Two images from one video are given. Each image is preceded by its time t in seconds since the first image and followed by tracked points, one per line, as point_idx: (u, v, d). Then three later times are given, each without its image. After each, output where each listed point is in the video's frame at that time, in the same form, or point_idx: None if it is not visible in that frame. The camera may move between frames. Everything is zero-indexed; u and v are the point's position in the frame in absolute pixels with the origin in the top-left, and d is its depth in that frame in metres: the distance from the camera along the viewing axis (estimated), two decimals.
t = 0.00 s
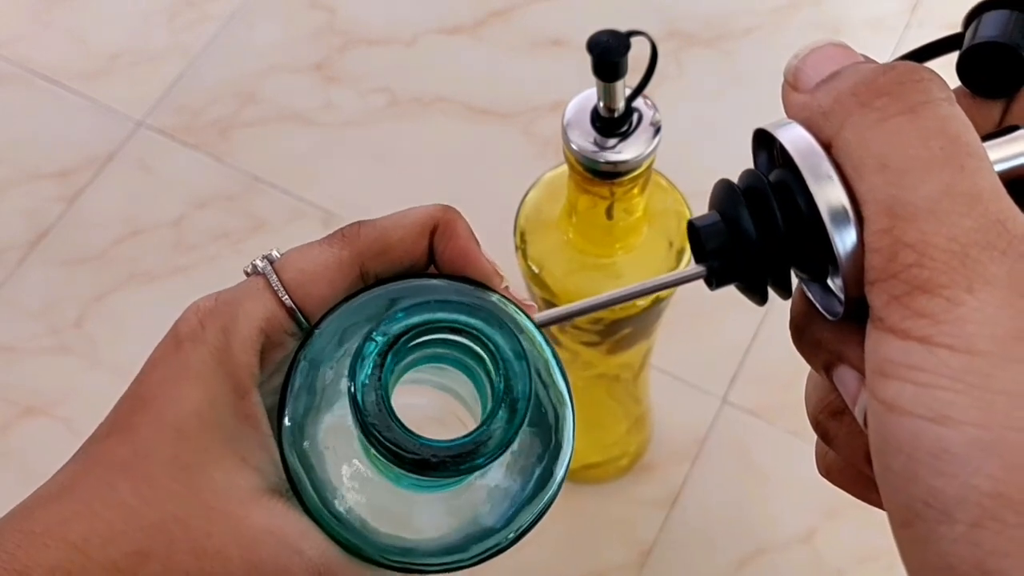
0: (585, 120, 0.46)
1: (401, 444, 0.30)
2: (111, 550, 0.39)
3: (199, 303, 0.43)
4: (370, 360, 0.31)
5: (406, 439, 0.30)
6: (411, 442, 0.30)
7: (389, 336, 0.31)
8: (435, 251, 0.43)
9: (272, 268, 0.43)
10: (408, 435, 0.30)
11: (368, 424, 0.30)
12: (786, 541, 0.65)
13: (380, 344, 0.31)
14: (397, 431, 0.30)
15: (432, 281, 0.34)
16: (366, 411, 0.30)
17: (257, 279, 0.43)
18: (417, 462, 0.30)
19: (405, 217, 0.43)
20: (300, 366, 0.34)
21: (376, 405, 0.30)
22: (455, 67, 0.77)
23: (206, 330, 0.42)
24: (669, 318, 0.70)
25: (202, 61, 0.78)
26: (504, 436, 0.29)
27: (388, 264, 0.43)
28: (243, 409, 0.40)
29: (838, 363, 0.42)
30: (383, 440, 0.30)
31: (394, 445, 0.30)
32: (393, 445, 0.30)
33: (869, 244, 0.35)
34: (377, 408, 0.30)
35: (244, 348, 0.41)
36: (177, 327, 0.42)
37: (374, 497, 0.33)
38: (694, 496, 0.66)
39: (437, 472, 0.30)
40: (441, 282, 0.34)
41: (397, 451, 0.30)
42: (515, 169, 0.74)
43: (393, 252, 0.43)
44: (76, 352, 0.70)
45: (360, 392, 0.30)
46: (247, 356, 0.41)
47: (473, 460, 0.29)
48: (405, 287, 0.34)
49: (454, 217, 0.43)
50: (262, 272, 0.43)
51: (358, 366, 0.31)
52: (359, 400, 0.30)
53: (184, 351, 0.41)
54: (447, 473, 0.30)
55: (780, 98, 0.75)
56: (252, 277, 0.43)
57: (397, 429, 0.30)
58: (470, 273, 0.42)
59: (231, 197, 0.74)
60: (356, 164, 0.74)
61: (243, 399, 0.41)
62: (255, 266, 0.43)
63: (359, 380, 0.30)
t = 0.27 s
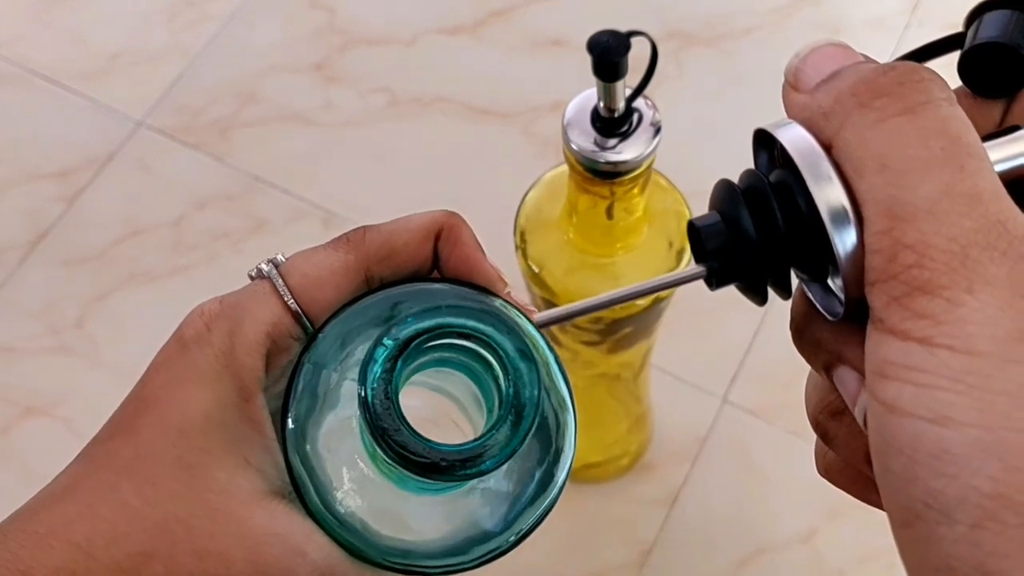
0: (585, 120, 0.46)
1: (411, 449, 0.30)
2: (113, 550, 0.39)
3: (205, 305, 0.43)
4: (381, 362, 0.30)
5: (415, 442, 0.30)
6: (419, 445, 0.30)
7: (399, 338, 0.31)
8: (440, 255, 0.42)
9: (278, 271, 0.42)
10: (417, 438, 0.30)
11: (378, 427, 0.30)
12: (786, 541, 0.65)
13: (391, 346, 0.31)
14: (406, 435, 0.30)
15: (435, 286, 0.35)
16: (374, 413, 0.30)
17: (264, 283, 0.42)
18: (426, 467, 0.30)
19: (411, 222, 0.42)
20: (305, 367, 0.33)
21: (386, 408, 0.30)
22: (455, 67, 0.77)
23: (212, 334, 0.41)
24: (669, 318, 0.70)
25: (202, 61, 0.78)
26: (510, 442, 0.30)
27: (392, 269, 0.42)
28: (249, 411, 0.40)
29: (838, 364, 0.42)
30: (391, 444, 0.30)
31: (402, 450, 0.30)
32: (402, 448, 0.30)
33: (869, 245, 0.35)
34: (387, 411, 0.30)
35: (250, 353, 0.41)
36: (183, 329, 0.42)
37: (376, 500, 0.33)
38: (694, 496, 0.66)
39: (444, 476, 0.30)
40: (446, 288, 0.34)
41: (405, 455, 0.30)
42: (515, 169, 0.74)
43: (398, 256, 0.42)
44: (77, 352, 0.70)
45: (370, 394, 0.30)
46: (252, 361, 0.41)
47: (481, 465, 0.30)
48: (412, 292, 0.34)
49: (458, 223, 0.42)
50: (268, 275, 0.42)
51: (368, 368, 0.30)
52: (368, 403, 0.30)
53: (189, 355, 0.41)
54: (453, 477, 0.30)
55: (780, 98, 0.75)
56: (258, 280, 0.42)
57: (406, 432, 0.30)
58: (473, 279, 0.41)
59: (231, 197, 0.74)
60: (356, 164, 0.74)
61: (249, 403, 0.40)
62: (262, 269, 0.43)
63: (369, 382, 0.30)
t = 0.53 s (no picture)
0: (585, 120, 0.46)
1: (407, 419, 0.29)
2: (116, 547, 0.38)
3: (192, 297, 0.43)
4: (373, 335, 0.30)
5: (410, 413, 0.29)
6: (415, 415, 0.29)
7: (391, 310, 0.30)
8: (429, 241, 0.42)
9: (267, 260, 0.43)
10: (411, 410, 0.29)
11: (371, 400, 0.29)
12: (788, 541, 0.65)
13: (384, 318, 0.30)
14: (399, 406, 0.29)
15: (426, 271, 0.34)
16: (368, 387, 0.29)
17: (255, 271, 0.43)
18: (423, 437, 0.29)
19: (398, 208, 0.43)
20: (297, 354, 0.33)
21: (378, 379, 0.29)
22: (455, 67, 0.77)
23: (204, 325, 0.42)
24: (670, 317, 0.70)
25: (202, 61, 0.78)
26: (504, 411, 0.29)
27: (380, 252, 0.42)
28: (244, 402, 0.40)
29: (845, 361, 0.42)
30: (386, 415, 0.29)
31: (396, 422, 0.29)
32: (397, 421, 0.29)
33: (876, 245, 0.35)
34: (380, 382, 0.29)
35: (241, 340, 0.41)
36: (171, 323, 0.43)
37: (374, 484, 0.32)
38: (695, 495, 0.66)
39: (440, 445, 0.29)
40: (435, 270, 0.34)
41: (401, 426, 0.29)
42: (516, 169, 0.74)
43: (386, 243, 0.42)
44: (77, 351, 0.70)
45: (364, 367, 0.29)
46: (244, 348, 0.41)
47: (479, 432, 0.29)
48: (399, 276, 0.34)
49: (445, 208, 0.43)
50: (258, 264, 0.43)
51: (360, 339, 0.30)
52: (361, 376, 0.29)
53: (180, 348, 0.41)
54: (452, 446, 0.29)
55: (780, 98, 0.75)
56: (248, 270, 0.43)
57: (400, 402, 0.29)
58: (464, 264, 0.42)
59: (231, 197, 0.74)
60: (357, 164, 0.74)
61: (244, 393, 0.40)
62: (252, 260, 0.44)
63: (362, 354, 0.29)
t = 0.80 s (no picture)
0: (585, 120, 0.46)
1: (399, 386, 0.29)
2: (112, 548, 0.39)
3: (175, 298, 0.43)
4: (362, 308, 0.31)
5: (401, 379, 0.29)
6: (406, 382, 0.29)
7: (379, 286, 0.31)
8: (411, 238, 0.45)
9: (247, 252, 0.45)
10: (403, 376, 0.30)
11: (365, 371, 0.30)
12: (787, 542, 0.65)
13: (371, 294, 0.31)
14: (391, 373, 0.30)
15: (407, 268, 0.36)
16: (361, 358, 0.30)
17: (235, 264, 0.44)
18: (415, 402, 0.29)
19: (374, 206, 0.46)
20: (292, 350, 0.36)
21: (370, 350, 0.30)
22: (455, 67, 0.77)
23: (194, 316, 0.42)
24: (669, 318, 0.70)
25: (202, 61, 0.78)
26: (496, 370, 0.30)
27: (357, 244, 0.45)
28: (237, 391, 0.41)
29: (841, 365, 0.42)
30: (379, 382, 0.30)
31: (388, 390, 0.29)
32: (389, 388, 0.29)
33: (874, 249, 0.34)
34: (371, 353, 0.30)
35: (230, 329, 0.42)
36: (156, 324, 0.42)
37: (369, 473, 0.34)
38: (694, 496, 0.66)
39: (432, 409, 0.29)
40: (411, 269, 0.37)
41: (393, 393, 0.29)
42: (515, 169, 0.74)
43: (369, 233, 0.45)
44: (76, 352, 0.70)
45: (356, 340, 0.30)
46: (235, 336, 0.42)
47: (470, 394, 0.29)
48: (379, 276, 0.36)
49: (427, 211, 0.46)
50: (239, 257, 0.44)
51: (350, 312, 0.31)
52: (354, 348, 0.30)
53: (171, 343, 0.41)
54: (445, 411, 0.29)
55: (780, 99, 0.75)
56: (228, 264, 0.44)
57: (392, 369, 0.30)
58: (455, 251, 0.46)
59: (231, 197, 0.74)
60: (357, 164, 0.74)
61: (236, 381, 0.41)
62: (230, 255, 0.45)
63: (352, 327, 0.30)
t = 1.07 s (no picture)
0: (585, 120, 0.46)
1: (383, 376, 0.30)
2: (104, 547, 0.39)
3: (162, 295, 0.44)
4: (346, 299, 0.31)
5: (386, 369, 0.30)
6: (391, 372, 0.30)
7: (362, 276, 0.32)
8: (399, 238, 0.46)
9: (232, 246, 0.45)
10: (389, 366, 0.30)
11: (350, 361, 0.30)
12: (788, 540, 0.65)
13: (355, 283, 0.32)
14: (377, 362, 0.30)
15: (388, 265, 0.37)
16: (346, 349, 0.30)
17: (221, 258, 0.45)
18: (401, 391, 0.30)
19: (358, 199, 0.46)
20: (280, 346, 0.37)
21: (354, 340, 0.30)
22: (454, 67, 0.77)
23: (180, 313, 0.43)
24: (670, 317, 0.70)
25: (202, 61, 0.78)
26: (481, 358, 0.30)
27: (340, 235, 0.46)
28: (224, 387, 0.41)
29: (849, 360, 0.42)
30: (365, 372, 0.30)
31: (374, 380, 0.30)
32: (375, 377, 0.30)
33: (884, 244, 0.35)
34: (356, 343, 0.30)
35: (217, 325, 0.43)
36: (144, 322, 0.43)
37: (357, 465, 0.36)
38: (695, 495, 0.66)
39: (418, 399, 0.30)
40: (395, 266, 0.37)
41: (379, 381, 0.30)
42: (516, 168, 0.74)
43: (353, 224, 0.45)
44: (77, 351, 0.70)
45: (341, 330, 0.31)
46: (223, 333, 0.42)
47: (455, 382, 0.30)
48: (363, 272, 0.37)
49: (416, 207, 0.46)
50: (223, 252, 0.45)
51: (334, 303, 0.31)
52: (339, 338, 0.31)
53: (159, 341, 0.42)
54: (431, 400, 0.30)
55: (781, 98, 0.75)
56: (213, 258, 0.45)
57: (377, 359, 0.30)
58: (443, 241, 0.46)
59: (231, 197, 0.74)
60: (357, 164, 0.74)
61: (223, 377, 0.41)
62: (215, 250, 0.46)
63: (337, 317, 0.31)
